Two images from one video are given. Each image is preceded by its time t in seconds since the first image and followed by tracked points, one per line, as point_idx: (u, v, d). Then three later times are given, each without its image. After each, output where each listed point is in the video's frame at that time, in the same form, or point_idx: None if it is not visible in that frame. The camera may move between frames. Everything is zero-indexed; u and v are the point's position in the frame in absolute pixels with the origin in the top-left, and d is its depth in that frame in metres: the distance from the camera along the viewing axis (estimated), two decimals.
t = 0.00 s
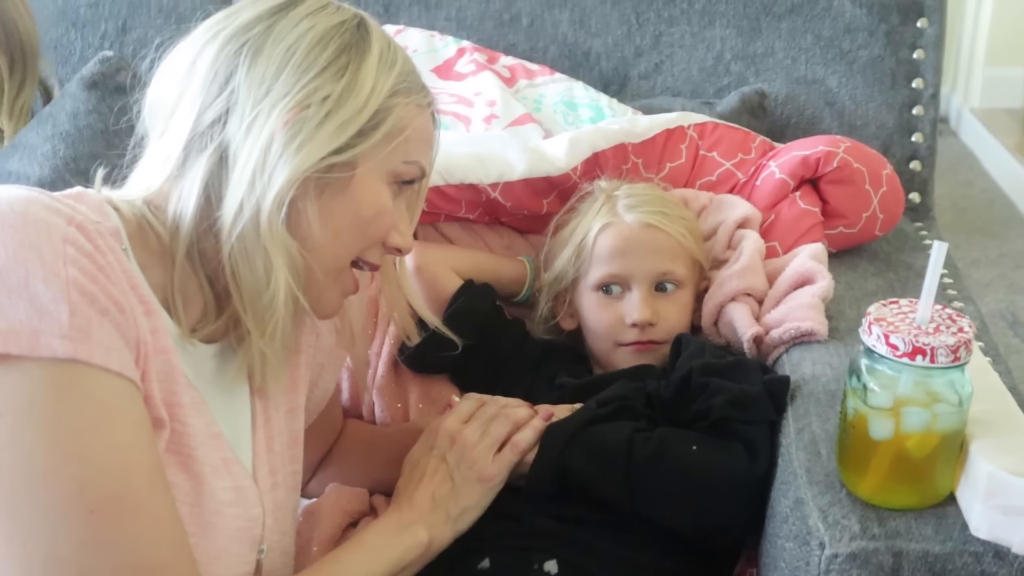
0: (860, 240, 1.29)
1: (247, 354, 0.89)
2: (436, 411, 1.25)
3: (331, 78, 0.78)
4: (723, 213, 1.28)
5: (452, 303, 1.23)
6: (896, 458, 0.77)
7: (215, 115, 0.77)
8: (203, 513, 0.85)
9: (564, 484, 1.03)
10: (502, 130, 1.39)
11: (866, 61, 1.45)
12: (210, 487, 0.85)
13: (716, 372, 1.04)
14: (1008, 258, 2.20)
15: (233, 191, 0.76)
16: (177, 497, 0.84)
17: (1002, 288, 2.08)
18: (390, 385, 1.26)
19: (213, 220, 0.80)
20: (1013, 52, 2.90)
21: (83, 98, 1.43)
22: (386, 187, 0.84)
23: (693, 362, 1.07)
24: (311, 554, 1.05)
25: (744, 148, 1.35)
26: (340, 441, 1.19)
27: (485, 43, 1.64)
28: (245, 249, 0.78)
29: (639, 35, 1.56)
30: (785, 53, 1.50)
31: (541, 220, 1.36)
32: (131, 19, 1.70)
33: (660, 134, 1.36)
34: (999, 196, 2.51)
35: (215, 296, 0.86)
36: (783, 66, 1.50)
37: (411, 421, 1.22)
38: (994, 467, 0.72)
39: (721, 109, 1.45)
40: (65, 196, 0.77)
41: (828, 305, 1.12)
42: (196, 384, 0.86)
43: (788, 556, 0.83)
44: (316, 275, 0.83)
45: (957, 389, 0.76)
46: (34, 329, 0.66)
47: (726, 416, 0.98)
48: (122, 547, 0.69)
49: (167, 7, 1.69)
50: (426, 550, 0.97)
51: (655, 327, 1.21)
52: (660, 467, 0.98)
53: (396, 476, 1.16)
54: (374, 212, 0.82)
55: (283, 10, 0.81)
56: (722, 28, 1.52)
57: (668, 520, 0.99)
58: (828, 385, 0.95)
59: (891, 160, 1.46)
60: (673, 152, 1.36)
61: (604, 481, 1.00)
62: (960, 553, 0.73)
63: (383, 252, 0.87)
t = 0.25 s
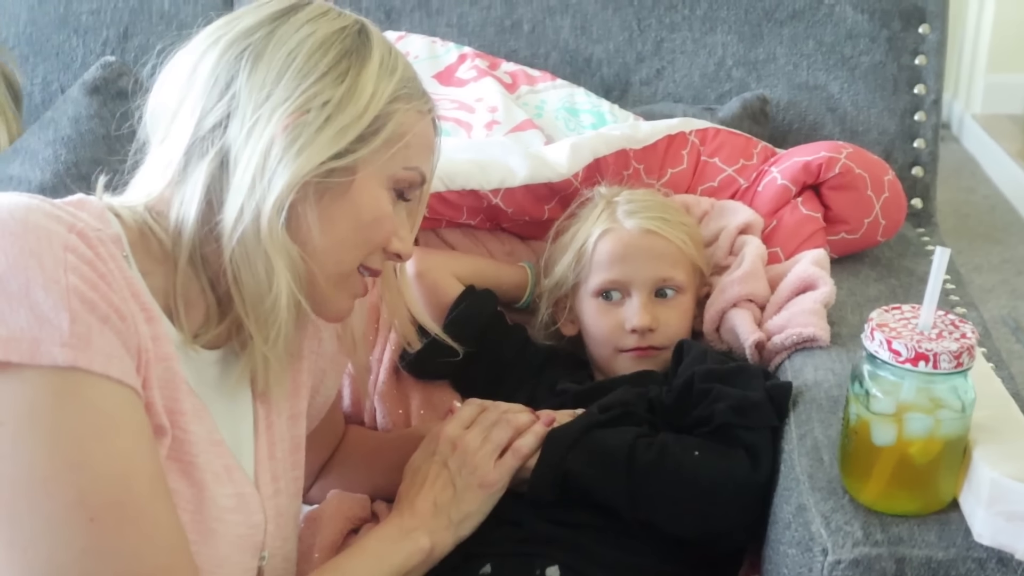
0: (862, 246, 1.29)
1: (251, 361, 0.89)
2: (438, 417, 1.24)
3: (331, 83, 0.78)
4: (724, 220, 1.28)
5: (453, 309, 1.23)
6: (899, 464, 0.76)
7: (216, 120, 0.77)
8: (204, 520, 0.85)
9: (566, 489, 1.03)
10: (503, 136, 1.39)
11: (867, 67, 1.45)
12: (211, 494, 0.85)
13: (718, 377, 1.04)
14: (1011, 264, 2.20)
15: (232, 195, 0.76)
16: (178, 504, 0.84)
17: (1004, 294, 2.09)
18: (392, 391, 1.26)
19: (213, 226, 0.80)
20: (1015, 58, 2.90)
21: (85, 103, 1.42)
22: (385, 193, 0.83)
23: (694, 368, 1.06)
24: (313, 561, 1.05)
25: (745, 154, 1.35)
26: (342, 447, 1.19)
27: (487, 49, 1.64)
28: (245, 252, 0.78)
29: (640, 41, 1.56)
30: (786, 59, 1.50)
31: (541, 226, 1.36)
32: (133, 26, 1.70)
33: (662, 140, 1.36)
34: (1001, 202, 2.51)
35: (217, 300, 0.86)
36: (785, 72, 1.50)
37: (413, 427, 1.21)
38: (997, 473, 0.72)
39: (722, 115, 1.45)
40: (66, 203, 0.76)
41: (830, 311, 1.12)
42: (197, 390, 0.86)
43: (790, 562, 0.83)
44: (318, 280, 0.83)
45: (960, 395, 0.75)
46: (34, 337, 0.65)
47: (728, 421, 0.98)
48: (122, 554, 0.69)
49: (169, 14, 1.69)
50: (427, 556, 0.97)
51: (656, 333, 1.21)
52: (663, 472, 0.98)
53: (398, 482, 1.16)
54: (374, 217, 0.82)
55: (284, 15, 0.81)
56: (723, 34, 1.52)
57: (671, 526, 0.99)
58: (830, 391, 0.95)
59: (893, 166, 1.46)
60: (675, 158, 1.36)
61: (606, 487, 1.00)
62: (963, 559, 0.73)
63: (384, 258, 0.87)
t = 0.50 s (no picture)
0: (863, 246, 1.29)
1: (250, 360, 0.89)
2: (438, 417, 1.24)
3: (320, 73, 0.78)
4: (725, 220, 1.28)
5: (453, 310, 1.24)
6: (899, 464, 0.76)
7: (209, 117, 0.77)
8: (204, 521, 0.85)
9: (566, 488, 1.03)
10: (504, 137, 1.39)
11: (868, 67, 1.45)
12: (211, 494, 0.85)
13: (720, 376, 1.03)
14: (1012, 264, 2.19)
15: (227, 190, 0.76)
16: (179, 505, 0.84)
17: (1005, 295, 2.07)
18: (394, 391, 1.25)
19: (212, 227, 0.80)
20: (1016, 59, 2.90)
21: (84, 103, 1.43)
22: (384, 181, 0.84)
23: (696, 367, 1.06)
24: (313, 562, 1.05)
25: (746, 154, 1.35)
26: (342, 447, 1.19)
27: (487, 49, 1.64)
28: (241, 247, 0.78)
29: (640, 41, 1.56)
30: (787, 59, 1.50)
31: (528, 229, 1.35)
32: (133, 27, 1.70)
33: (662, 140, 1.36)
34: (1002, 202, 2.51)
35: (216, 300, 0.85)
36: (786, 72, 1.50)
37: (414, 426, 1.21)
38: (997, 473, 0.72)
39: (723, 115, 1.45)
40: (66, 205, 0.76)
41: (832, 312, 1.12)
42: (198, 390, 0.86)
43: (791, 562, 0.83)
44: (315, 272, 0.83)
45: (961, 395, 0.75)
46: (35, 338, 0.65)
47: (729, 420, 0.97)
48: (123, 556, 0.69)
49: (169, 14, 1.69)
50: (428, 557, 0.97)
51: (627, 333, 1.20)
52: (664, 472, 0.97)
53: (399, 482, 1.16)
54: (372, 207, 0.82)
55: (271, 11, 0.81)
56: (724, 34, 1.52)
57: (672, 526, 0.98)
58: (832, 391, 0.95)
59: (894, 166, 1.46)
60: (675, 157, 1.36)
61: (608, 487, 1.00)
62: (964, 559, 0.73)
63: (384, 249, 0.87)
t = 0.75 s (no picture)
0: (864, 245, 1.29)
1: (247, 349, 0.89)
2: (439, 416, 1.24)
3: (315, 64, 0.79)
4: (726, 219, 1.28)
5: (456, 305, 1.26)
6: (900, 463, 0.76)
7: (205, 109, 0.77)
8: (203, 519, 0.85)
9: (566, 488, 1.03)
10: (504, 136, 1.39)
11: (869, 66, 1.45)
12: (210, 492, 0.85)
13: (722, 374, 1.03)
14: (1013, 263, 2.19)
15: (224, 177, 0.76)
16: (178, 503, 0.84)
17: (1006, 295, 2.07)
18: (395, 389, 1.25)
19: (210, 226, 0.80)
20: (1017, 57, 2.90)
21: (85, 103, 1.43)
22: (377, 171, 0.84)
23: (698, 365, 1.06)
24: (313, 561, 1.05)
25: (747, 152, 1.35)
26: (342, 447, 1.19)
27: (488, 49, 1.64)
28: (237, 236, 0.78)
29: (641, 40, 1.56)
30: (788, 57, 1.50)
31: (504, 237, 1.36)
32: (134, 26, 1.70)
33: (661, 137, 1.36)
34: (1003, 201, 2.51)
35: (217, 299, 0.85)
36: (787, 71, 1.50)
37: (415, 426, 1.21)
38: (998, 472, 0.72)
39: (724, 114, 1.45)
40: (63, 204, 0.76)
41: (833, 311, 1.12)
42: (195, 389, 0.86)
43: (791, 561, 0.83)
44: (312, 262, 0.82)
45: (962, 394, 0.75)
46: (31, 337, 0.66)
47: (730, 419, 0.97)
48: (121, 553, 0.69)
49: (169, 14, 1.69)
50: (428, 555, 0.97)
51: (582, 340, 1.21)
52: (664, 470, 0.97)
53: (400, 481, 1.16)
54: (367, 197, 0.82)
55: (265, 6, 0.82)
56: (725, 33, 1.52)
57: (673, 525, 0.98)
58: (832, 390, 0.95)
59: (895, 165, 1.46)
60: (675, 154, 1.36)
61: (608, 486, 1.00)
62: (965, 558, 0.73)
63: (379, 243, 0.87)
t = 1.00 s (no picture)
0: (864, 244, 1.29)
1: (235, 340, 0.88)
2: (440, 415, 1.24)
3: (327, 61, 0.81)
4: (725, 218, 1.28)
5: (455, 303, 1.24)
6: (899, 462, 0.76)
7: (214, 92, 0.79)
8: (200, 516, 0.85)
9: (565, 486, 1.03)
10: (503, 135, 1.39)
11: (869, 65, 1.45)
12: (207, 490, 0.85)
13: (722, 373, 1.03)
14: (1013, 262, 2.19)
15: (225, 153, 0.77)
16: (175, 500, 0.84)
17: (1006, 292, 2.11)
18: (394, 388, 1.25)
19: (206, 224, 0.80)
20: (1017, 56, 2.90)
21: (85, 103, 1.43)
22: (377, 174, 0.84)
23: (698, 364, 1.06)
24: (313, 559, 1.05)
25: (746, 151, 1.35)
26: (342, 446, 1.19)
27: (487, 48, 1.64)
28: (233, 210, 0.77)
29: (641, 39, 1.56)
30: (787, 56, 1.50)
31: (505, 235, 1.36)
32: (133, 25, 1.70)
33: (661, 136, 1.36)
34: (1003, 199, 2.51)
35: (215, 300, 0.85)
36: (786, 70, 1.50)
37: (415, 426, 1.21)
38: (998, 471, 0.72)
39: (723, 112, 1.45)
40: (58, 201, 0.77)
41: (832, 309, 1.12)
42: (191, 386, 0.87)
43: (791, 561, 0.83)
44: (305, 252, 0.81)
45: (961, 393, 0.75)
46: (26, 334, 0.66)
47: (730, 417, 0.97)
48: (117, 550, 0.69)
49: (169, 13, 1.69)
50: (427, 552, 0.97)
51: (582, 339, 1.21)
52: (664, 469, 0.97)
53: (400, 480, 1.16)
54: (365, 196, 0.82)
55: (283, 13, 0.85)
56: (724, 32, 1.52)
57: (673, 523, 0.98)
58: (832, 389, 0.95)
59: (894, 164, 1.46)
60: (674, 154, 1.36)
61: (607, 485, 1.00)
62: (964, 557, 0.73)
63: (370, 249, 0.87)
